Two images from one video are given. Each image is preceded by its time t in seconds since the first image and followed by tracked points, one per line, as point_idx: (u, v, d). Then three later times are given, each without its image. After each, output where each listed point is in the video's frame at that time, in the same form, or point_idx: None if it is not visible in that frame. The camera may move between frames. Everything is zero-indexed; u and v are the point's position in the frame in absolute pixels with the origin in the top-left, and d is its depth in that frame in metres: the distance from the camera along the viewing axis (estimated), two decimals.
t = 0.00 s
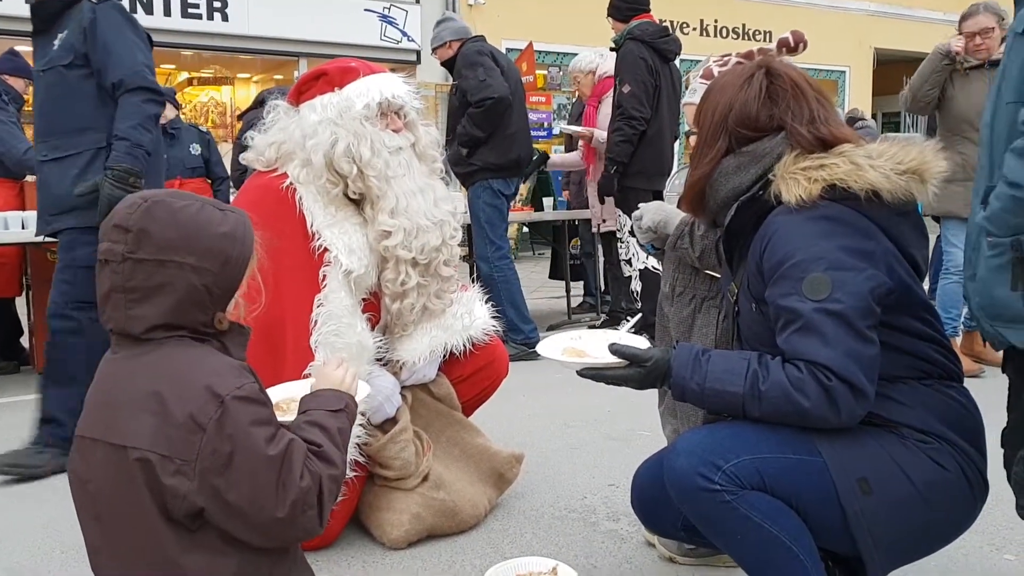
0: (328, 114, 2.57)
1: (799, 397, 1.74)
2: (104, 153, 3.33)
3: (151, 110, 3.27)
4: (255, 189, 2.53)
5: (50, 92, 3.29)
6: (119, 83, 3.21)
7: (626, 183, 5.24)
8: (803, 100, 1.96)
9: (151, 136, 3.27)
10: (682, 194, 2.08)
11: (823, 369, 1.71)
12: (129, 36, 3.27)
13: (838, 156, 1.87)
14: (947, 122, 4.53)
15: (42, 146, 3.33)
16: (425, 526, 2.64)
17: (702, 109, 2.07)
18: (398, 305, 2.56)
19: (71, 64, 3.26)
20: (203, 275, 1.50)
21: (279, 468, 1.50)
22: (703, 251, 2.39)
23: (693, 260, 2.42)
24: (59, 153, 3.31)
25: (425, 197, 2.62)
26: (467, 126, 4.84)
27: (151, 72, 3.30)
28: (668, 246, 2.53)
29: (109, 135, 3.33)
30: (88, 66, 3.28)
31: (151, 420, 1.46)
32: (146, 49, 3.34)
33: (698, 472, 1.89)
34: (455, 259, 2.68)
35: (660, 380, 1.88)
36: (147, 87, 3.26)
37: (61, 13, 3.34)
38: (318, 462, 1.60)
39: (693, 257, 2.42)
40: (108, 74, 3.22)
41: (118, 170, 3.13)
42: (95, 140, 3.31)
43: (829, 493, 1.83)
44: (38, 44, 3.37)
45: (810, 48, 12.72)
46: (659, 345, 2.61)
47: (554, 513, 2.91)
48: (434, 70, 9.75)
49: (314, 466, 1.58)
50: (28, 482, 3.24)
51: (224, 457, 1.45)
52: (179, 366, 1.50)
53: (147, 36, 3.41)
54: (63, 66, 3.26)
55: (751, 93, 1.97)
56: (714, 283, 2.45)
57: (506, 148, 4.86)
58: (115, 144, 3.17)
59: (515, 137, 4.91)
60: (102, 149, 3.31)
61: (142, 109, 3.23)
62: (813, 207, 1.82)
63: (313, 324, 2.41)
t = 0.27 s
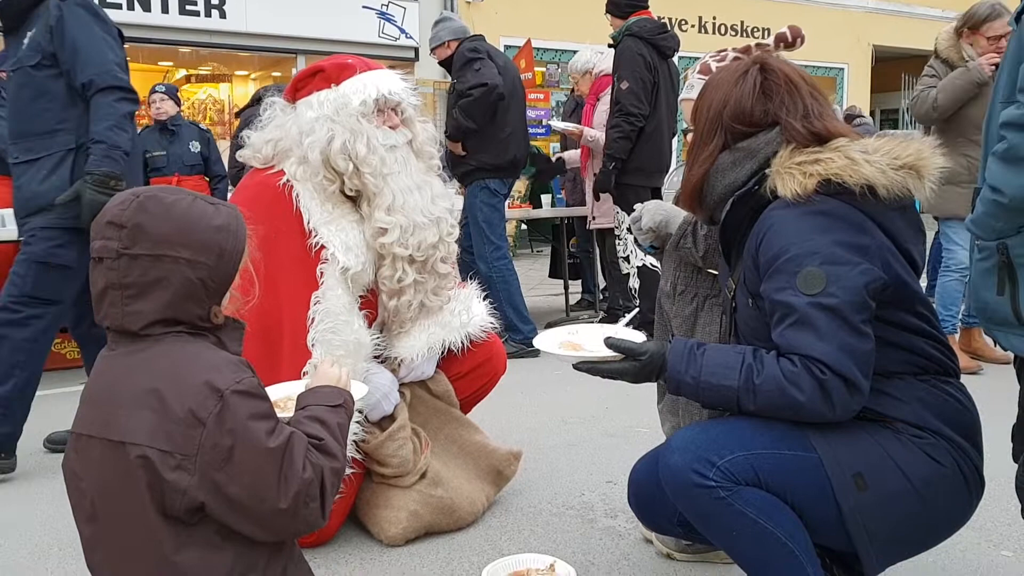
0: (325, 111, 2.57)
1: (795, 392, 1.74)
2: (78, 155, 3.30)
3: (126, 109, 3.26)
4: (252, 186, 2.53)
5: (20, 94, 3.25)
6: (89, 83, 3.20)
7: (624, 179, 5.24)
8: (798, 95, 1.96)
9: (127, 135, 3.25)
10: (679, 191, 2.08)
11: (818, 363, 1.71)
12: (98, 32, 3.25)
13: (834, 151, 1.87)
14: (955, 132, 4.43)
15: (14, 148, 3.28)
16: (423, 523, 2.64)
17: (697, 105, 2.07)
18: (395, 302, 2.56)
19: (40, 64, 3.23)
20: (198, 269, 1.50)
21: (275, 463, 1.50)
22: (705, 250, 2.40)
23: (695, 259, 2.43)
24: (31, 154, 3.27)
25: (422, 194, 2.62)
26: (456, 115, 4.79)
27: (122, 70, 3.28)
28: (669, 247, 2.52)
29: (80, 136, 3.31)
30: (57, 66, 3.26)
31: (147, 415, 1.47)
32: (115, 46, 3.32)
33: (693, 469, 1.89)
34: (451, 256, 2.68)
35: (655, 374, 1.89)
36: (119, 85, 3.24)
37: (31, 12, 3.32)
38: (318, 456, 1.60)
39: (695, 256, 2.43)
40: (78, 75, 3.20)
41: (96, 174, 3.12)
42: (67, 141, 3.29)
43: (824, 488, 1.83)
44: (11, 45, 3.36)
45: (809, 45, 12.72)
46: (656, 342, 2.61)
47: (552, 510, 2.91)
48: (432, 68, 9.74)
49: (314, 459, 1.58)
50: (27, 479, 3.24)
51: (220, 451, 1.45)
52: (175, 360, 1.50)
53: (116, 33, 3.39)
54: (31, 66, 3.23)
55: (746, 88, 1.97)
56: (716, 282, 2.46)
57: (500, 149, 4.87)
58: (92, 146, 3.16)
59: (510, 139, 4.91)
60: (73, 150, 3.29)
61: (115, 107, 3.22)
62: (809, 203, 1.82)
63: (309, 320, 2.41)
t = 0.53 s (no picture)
0: (323, 107, 2.57)
1: (794, 388, 1.74)
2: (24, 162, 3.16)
3: (75, 117, 3.12)
4: (250, 182, 2.52)
5: None
6: (36, 89, 3.07)
7: (623, 175, 5.23)
8: (795, 90, 1.95)
9: (74, 145, 3.11)
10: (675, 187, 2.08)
11: (818, 360, 1.71)
12: (50, 35, 3.08)
13: (831, 146, 1.86)
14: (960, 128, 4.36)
15: None
16: (422, 519, 2.64)
17: (693, 101, 2.07)
18: (393, 298, 2.56)
19: None
20: (196, 263, 1.50)
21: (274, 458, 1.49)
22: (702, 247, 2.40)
23: (693, 256, 2.43)
24: None
25: (420, 190, 2.61)
26: (446, 109, 4.80)
27: (74, 75, 3.13)
28: (665, 243, 2.53)
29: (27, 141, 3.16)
30: (10, 65, 3.13)
31: (146, 411, 1.46)
32: (73, 48, 3.18)
33: (692, 465, 1.88)
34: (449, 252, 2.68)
35: (655, 372, 1.88)
36: (68, 93, 3.11)
37: None
38: (316, 453, 1.59)
39: (692, 254, 2.43)
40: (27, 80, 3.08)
41: (36, 186, 3.01)
42: (14, 144, 3.14)
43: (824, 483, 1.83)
44: None
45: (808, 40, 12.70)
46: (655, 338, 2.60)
47: (551, 506, 2.91)
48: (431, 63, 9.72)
49: (313, 455, 1.58)
50: (24, 476, 3.23)
51: (218, 446, 1.45)
52: (173, 357, 1.50)
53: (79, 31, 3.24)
54: None
55: (742, 84, 1.96)
56: (714, 279, 2.44)
57: (492, 144, 4.87)
58: (33, 156, 3.04)
59: (502, 134, 4.90)
60: (19, 156, 3.14)
61: (63, 116, 3.08)
62: (807, 198, 1.82)
63: (309, 316, 2.40)
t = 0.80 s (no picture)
0: (322, 105, 2.57)
1: (792, 387, 1.74)
2: None
3: (30, 119, 3.00)
4: (247, 182, 2.52)
5: None
6: None
7: (622, 174, 5.23)
8: (794, 88, 1.95)
9: (30, 150, 2.99)
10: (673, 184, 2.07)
11: (816, 359, 1.71)
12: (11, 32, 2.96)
13: (827, 145, 1.87)
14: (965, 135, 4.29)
15: None
16: (420, 518, 2.64)
17: (690, 98, 2.06)
18: (392, 296, 2.57)
19: None
20: (194, 262, 1.50)
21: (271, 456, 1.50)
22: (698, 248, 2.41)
23: (689, 256, 2.44)
24: None
25: (418, 188, 2.61)
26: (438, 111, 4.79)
27: (32, 76, 3.02)
28: (663, 242, 2.53)
29: None
30: None
31: (143, 409, 1.46)
32: (32, 47, 3.06)
33: (689, 464, 1.88)
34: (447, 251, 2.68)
35: (652, 370, 1.88)
36: (25, 95, 2.98)
37: None
38: (314, 453, 1.59)
39: (688, 254, 2.44)
40: None
41: None
42: None
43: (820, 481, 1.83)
44: None
45: (807, 39, 12.70)
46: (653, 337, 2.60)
47: (550, 505, 2.91)
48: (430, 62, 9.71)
49: (310, 455, 1.58)
50: (23, 478, 3.23)
51: (217, 445, 1.45)
52: (170, 355, 1.50)
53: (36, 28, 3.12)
54: None
55: (741, 82, 1.96)
56: (711, 277, 2.44)
57: (486, 138, 4.84)
58: None
59: (495, 127, 4.88)
60: None
61: (18, 117, 2.96)
62: (804, 197, 1.81)
63: (309, 314, 2.41)
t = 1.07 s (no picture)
0: (325, 104, 2.56)
1: (792, 388, 1.74)
2: None
3: (17, 121, 2.99)
4: (247, 181, 2.51)
5: None
6: None
7: (621, 173, 5.23)
8: (803, 86, 1.97)
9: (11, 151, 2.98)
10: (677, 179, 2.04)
11: (816, 360, 1.71)
12: (6, 27, 2.94)
13: (832, 143, 1.87)
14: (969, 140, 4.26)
15: None
16: (419, 518, 2.64)
17: (695, 91, 2.01)
18: (392, 295, 2.57)
19: None
20: (191, 260, 1.50)
21: (270, 456, 1.50)
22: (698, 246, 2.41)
23: (686, 257, 2.45)
24: None
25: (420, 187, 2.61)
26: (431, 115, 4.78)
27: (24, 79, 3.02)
28: (661, 242, 2.54)
29: None
30: None
31: (142, 409, 1.46)
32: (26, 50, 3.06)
33: (687, 464, 1.88)
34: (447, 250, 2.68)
35: (651, 367, 1.87)
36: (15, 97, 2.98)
37: None
38: (312, 453, 1.59)
39: (686, 254, 2.45)
40: None
41: None
42: None
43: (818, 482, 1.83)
44: None
45: (807, 38, 12.69)
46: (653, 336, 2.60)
47: (550, 504, 2.91)
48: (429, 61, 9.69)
49: (309, 455, 1.58)
50: (20, 477, 3.23)
51: (216, 445, 1.45)
52: (168, 355, 1.50)
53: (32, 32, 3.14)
54: None
55: (756, 78, 1.95)
56: (709, 277, 2.45)
57: (482, 132, 4.83)
58: None
59: (490, 121, 4.87)
60: None
61: (6, 119, 2.95)
62: (808, 195, 1.82)
63: (310, 312, 2.41)
